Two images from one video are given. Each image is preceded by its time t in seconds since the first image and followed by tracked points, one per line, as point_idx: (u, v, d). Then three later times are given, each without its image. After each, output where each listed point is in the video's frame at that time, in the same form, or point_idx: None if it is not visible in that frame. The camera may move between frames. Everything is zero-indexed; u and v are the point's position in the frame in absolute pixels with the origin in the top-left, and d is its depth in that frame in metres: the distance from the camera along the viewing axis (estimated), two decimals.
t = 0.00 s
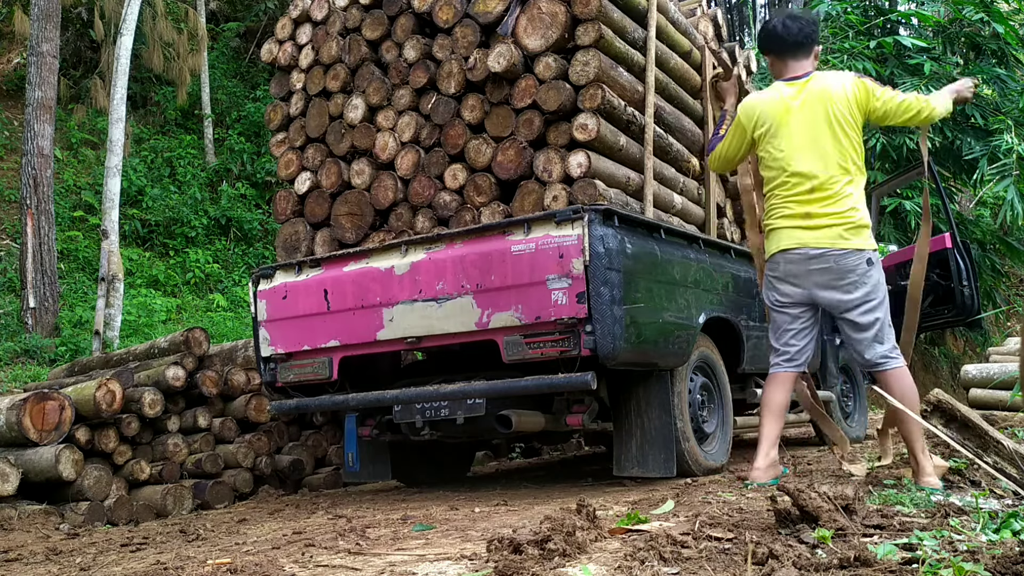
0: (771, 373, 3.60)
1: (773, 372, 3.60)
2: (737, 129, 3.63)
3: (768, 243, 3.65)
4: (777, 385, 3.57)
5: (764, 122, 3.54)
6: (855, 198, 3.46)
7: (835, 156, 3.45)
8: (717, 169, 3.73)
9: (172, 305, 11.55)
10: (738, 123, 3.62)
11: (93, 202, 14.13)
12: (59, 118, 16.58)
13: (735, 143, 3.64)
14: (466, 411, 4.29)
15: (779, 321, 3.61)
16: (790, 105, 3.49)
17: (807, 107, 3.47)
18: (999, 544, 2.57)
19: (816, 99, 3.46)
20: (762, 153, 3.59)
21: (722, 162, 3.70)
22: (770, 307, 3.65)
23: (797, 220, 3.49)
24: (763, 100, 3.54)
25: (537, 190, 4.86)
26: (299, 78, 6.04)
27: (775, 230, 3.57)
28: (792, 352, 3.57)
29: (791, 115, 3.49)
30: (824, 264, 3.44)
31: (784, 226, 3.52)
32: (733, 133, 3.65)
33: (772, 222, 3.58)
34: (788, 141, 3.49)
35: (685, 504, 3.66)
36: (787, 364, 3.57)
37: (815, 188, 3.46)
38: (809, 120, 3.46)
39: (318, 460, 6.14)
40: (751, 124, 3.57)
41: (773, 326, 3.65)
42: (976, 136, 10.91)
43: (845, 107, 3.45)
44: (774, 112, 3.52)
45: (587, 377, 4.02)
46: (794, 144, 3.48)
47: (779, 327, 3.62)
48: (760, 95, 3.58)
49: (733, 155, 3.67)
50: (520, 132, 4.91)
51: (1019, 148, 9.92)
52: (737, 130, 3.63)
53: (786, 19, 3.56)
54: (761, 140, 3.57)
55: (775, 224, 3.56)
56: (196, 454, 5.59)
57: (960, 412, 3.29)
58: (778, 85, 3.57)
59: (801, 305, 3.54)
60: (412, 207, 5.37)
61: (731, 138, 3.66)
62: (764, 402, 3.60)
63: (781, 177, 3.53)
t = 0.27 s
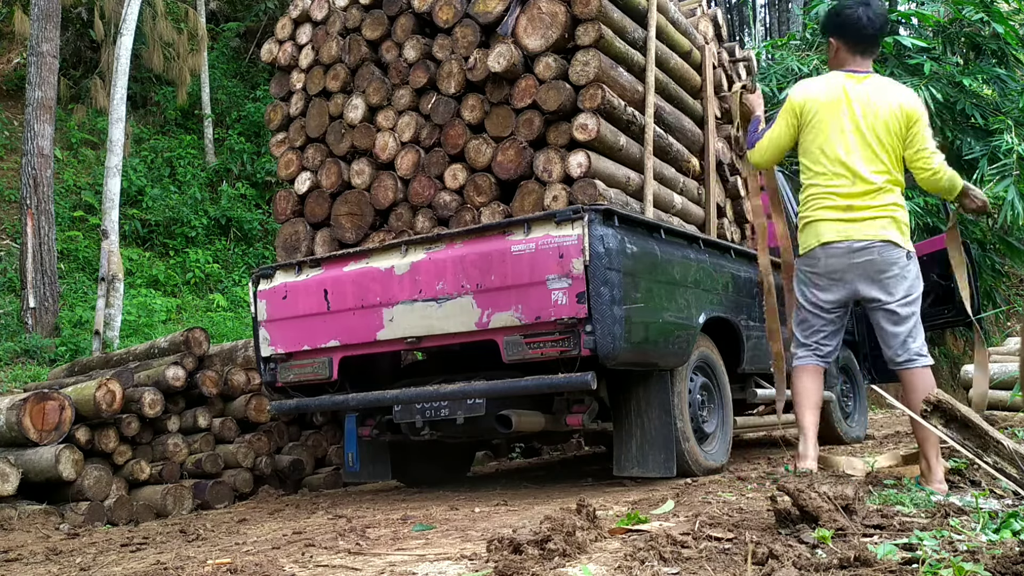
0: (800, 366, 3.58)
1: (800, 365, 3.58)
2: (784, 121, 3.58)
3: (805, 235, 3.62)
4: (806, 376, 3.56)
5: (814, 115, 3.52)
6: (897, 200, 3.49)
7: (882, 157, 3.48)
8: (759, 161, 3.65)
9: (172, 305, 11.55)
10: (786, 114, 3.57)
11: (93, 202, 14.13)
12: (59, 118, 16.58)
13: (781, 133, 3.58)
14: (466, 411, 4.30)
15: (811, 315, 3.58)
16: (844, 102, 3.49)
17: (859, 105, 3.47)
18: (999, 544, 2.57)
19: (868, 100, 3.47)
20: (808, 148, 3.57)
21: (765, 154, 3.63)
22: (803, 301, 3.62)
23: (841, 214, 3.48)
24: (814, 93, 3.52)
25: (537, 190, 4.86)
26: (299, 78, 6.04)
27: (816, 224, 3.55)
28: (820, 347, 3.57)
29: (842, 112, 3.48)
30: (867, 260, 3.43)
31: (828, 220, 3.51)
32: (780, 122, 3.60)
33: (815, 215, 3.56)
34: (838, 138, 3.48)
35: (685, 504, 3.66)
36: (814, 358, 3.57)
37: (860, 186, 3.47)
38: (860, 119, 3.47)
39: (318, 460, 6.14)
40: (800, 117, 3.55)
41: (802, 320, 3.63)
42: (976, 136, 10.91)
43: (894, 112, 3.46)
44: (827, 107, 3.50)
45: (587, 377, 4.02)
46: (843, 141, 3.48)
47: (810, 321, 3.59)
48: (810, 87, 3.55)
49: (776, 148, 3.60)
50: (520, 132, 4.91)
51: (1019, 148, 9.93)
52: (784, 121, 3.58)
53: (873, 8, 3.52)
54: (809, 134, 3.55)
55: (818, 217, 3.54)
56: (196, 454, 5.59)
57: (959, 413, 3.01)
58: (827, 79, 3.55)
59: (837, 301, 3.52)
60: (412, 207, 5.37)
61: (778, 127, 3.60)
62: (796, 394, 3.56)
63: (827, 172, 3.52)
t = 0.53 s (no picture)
0: (813, 369, 3.51)
1: (810, 366, 3.51)
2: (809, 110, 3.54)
3: (815, 229, 3.57)
4: (818, 379, 3.48)
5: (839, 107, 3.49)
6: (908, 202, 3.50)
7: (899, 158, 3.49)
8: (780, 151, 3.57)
9: (172, 305, 11.55)
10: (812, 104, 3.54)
11: (93, 202, 14.13)
12: (59, 118, 16.58)
13: (803, 124, 3.54)
14: (466, 411, 4.30)
15: (820, 312, 3.53)
16: (870, 98, 3.47)
17: (885, 103, 3.46)
18: (999, 544, 2.57)
19: (893, 99, 3.47)
20: (827, 140, 3.54)
21: (786, 142, 3.56)
22: (811, 297, 3.55)
23: (856, 209, 3.45)
24: (841, 87, 3.50)
25: (538, 190, 4.86)
26: (299, 78, 6.04)
27: (830, 217, 3.50)
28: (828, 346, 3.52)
29: (867, 108, 3.47)
30: (881, 259, 3.42)
31: (843, 214, 3.46)
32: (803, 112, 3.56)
33: (828, 209, 3.51)
34: (861, 132, 3.46)
35: (685, 504, 3.66)
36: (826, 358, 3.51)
37: (878, 182, 3.46)
38: (884, 116, 3.46)
39: (318, 460, 6.14)
40: (826, 108, 3.52)
41: (808, 316, 3.57)
42: (976, 136, 10.91)
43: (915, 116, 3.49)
44: (853, 100, 3.48)
45: (587, 377, 4.02)
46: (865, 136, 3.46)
47: (816, 318, 3.54)
48: (837, 79, 3.53)
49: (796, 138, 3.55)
50: (520, 132, 4.91)
51: (1019, 148, 9.93)
52: (809, 110, 3.54)
53: (913, 11, 3.49)
54: (831, 127, 3.52)
55: (832, 211, 3.49)
56: (196, 454, 5.59)
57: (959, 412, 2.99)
58: (853, 74, 3.54)
59: (846, 299, 3.48)
60: (412, 207, 5.37)
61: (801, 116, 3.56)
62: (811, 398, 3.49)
63: (845, 165, 3.49)
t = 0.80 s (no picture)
0: (818, 374, 3.50)
1: (816, 371, 3.51)
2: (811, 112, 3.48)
3: (825, 233, 3.54)
4: (822, 385, 3.49)
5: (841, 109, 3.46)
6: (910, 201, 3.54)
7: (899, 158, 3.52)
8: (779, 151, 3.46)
9: (172, 305, 11.55)
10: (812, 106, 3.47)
11: (93, 202, 14.13)
12: (59, 118, 16.57)
13: (802, 124, 3.47)
14: (466, 411, 4.30)
15: (830, 313, 3.51)
16: (870, 99, 3.46)
17: (884, 104, 3.48)
18: (998, 544, 2.58)
19: (889, 99, 3.49)
20: (831, 143, 3.51)
21: (788, 142, 3.46)
22: (820, 298, 3.53)
23: (867, 211, 3.45)
24: (840, 87, 3.46)
25: (537, 190, 4.86)
26: (299, 78, 6.04)
27: (841, 221, 3.48)
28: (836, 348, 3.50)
29: (869, 109, 3.46)
30: (891, 258, 3.43)
31: (854, 216, 3.45)
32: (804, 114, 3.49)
33: (839, 212, 3.49)
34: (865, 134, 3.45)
35: (685, 504, 3.66)
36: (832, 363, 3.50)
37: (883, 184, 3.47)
38: (883, 117, 3.48)
39: (318, 460, 6.14)
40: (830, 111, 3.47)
41: (816, 318, 3.55)
42: (976, 136, 10.91)
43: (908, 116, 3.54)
44: (856, 102, 3.46)
45: (587, 377, 4.02)
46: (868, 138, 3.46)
47: (826, 319, 3.53)
48: (835, 80, 3.49)
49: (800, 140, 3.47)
50: (520, 132, 4.91)
51: (1019, 148, 9.93)
52: (811, 113, 3.48)
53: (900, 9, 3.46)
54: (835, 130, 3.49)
55: (845, 214, 3.47)
56: (196, 454, 5.59)
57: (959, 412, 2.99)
58: (850, 74, 3.51)
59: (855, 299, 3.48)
60: (412, 207, 5.37)
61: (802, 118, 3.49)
62: (816, 404, 3.49)
63: (852, 168, 3.48)
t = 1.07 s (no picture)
0: (826, 372, 3.47)
1: (825, 369, 3.48)
2: (815, 113, 3.46)
3: (832, 225, 3.50)
4: (832, 383, 3.45)
5: (848, 107, 3.44)
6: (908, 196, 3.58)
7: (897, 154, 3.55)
8: (787, 165, 3.54)
9: (172, 305, 11.55)
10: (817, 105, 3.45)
11: (93, 202, 14.13)
12: (59, 118, 16.57)
13: (807, 136, 3.49)
14: (466, 411, 4.30)
15: (842, 304, 3.47)
16: (872, 97, 3.48)
17: (882, 102, 3.51)
18: (999, 544, 2.57)
19: (885, 96, 3.52)
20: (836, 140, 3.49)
21: (794, 152, 3.52)
22: (831, 288, 3.48)
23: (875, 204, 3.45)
24: (843, 85, 3.46)
25: (537, 190, 4.86)
26: (299, 78, 6.04)
27: (849, 213, 3.46)
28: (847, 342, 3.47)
29: (871, 106, 3.46)
30: (896, 249, 3.47)
31: (862, 209, 3.44)
32: (806, 114, 3.48)
33: (849, 202, 3.47)
34: (869, 131, 3.46)
35: (685, 504, 3.66)
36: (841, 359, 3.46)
37: (886, 178, 3.49)
38: (883, 115, 3.50)
39: (318, 460, 6.14)
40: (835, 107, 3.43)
41: (827, 308, 3.51)
42: (976, 136, 10.91)
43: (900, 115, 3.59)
44: (859, 99, 3.45)
45: (587, 377, 4.02)
46: (871, 135, 3.47)
47: (836, 309, 3.49)
48: (836, 78, 3.48)
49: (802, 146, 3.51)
50: (520, 132, 4.91)
51: (1019, 148, 9.93)
52: (815, 112, 3.46)
53: (887, 7, 3.45)
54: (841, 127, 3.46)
55: (854, 204, 3.45)
56: (196, 454, 5.59)
57: (959, 412, 3.00)
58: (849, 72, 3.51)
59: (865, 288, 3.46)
60: (412, 207, 5.37)
61: (806, 120, 3.48)
62: (822, 402, 3.46)
63: (858, 162, 3.47)
